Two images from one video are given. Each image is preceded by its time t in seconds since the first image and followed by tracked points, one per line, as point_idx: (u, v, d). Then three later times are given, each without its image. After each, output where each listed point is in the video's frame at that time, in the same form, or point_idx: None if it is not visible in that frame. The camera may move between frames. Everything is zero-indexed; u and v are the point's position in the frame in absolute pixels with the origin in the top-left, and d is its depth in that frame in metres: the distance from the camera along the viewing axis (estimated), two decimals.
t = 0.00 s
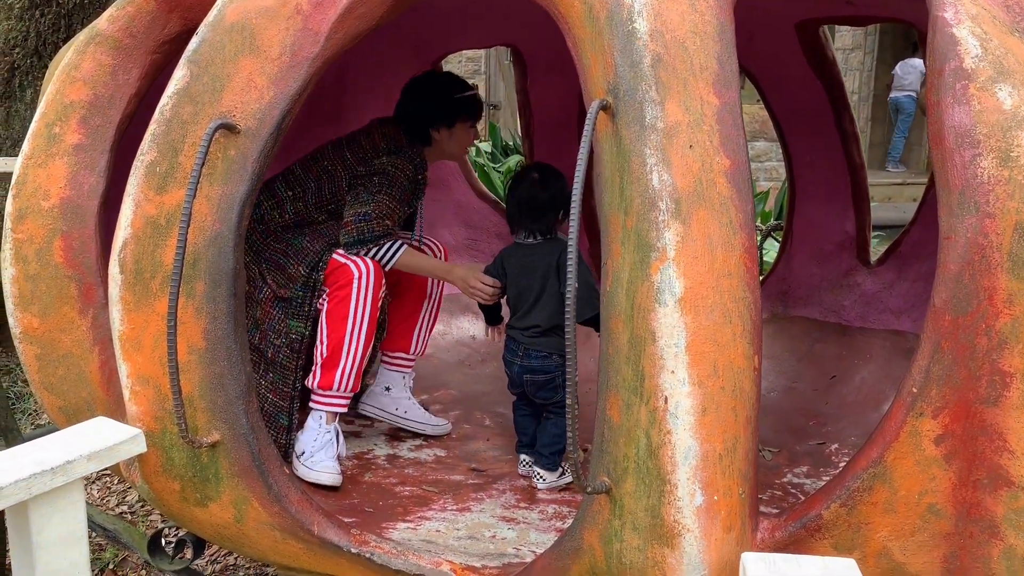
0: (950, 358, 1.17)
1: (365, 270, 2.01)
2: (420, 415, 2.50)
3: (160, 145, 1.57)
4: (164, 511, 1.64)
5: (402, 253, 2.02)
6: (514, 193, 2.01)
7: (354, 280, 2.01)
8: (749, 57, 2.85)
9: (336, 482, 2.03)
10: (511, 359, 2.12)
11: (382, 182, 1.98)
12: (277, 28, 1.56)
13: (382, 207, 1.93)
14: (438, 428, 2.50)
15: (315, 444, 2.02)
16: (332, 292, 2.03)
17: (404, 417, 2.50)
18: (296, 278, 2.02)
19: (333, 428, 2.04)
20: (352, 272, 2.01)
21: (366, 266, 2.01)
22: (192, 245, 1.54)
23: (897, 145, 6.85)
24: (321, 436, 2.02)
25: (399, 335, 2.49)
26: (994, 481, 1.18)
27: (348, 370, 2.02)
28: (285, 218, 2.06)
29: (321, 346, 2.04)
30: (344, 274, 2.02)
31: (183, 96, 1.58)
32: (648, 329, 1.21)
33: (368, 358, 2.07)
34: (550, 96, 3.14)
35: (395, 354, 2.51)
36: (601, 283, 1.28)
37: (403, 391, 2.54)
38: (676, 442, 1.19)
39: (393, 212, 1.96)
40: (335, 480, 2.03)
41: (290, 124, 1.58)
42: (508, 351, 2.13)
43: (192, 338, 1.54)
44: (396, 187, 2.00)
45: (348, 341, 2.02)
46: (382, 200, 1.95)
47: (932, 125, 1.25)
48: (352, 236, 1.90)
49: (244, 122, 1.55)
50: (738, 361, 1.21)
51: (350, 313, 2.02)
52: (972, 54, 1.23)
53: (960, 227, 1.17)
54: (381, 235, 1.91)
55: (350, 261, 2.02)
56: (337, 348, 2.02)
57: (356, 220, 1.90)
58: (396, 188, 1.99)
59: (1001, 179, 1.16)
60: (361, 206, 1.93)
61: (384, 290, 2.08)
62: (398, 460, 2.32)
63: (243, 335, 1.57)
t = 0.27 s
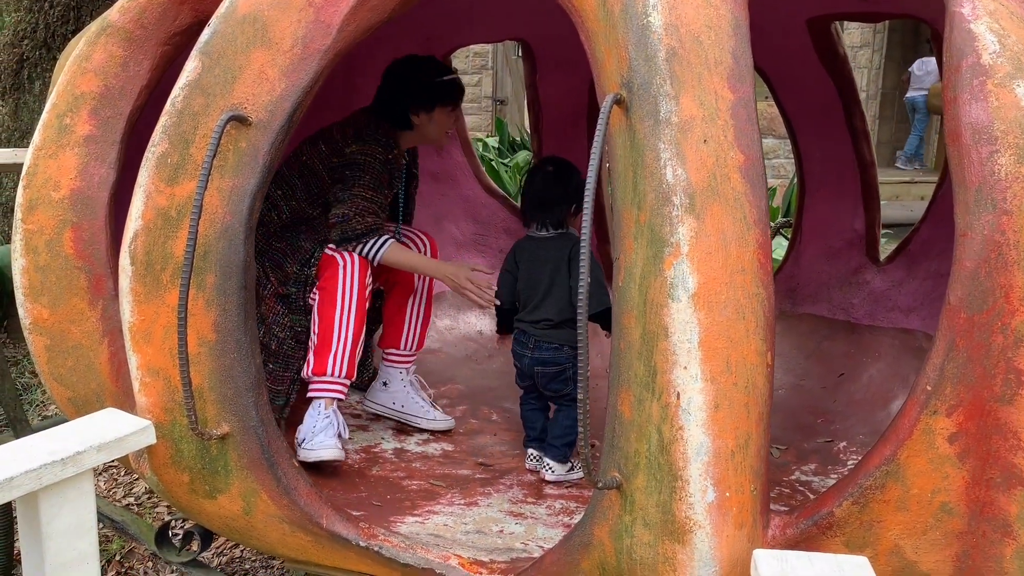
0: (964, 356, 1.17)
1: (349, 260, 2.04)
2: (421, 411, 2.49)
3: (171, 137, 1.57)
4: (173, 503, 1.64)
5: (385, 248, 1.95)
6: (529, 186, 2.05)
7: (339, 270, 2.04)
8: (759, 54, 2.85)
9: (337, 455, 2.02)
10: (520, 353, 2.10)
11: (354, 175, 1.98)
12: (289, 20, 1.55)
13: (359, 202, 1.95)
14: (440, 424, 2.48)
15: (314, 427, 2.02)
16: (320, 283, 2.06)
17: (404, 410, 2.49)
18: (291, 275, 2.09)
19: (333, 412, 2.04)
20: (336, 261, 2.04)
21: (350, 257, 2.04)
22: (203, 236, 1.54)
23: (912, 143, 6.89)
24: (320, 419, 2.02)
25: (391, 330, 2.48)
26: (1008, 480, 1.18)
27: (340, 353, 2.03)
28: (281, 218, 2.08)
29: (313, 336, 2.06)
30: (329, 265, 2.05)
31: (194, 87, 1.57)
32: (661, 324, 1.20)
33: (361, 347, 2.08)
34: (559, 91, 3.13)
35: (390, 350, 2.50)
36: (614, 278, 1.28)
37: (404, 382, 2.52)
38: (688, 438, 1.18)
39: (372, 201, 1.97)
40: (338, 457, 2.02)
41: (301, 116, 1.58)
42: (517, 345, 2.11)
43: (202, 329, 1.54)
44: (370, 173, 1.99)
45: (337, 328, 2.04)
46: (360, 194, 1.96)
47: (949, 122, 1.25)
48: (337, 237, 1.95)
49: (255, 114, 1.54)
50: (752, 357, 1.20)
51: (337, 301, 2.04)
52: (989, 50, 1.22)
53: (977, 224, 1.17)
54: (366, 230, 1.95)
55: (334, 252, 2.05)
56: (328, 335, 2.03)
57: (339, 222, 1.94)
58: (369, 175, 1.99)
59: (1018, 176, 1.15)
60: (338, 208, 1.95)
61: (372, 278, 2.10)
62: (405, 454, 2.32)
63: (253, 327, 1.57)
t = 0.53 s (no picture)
0: (977, 356, 1.16)
1: (320, 249, 2.05)
2: (421, 409, 2.48)
3: (177, 130, 1.56)
4: (177, 499, 1.64)
5: (345, 233, 2.00)
6: (548, 181, 2.04)
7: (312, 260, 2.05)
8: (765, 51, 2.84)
9: (333, 442, 1.96)
10: (541, 351, 2.07)
11: (312, 163, 2.09)
12: (296, 13, 1.54)
13: (314, 189, 2.04)
14: (440, 423, 2.47)
15: (310, 418, 1.99)
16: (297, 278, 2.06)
17: (405, 408, 2.48)
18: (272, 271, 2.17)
19: (327, 403, 2.00)
20: (308, 252, 2.05)
21: (320, 245, 2.05)
22: (209, 231, 1.53)
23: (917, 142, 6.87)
24: (316, 410, 1.99)
25: (382, 327, 2.45)
26: (1021, 481, 1.17)
27: (326, 341, 2.01)
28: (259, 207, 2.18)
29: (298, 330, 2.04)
30: (303, 258, 2.06)
31: (200, 80, 1.56)
32: (672, 323, 1.19)
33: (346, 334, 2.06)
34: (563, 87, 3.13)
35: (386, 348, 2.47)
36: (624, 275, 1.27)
37: (405, 380, 2.51)
38: (699, 437, 1.17)
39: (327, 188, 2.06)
40: (335, 444, 1.96)
41: (308, 111, 1.57)
42: (537, 344, 2.07)
43: (208, 324, 1.53)
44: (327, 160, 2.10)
45: (320, 317, 2.02)
46: (317, 181, 2.06)
47: (963, 120, 1.24)
48: (298, 226, 2.04)
49: (262, 108, 1.53)
50: (764, 356, 1.19)
51: (316, 291, 2.04)
52: (1005, 48, 1.21)
53: (992, 224, 1.16)
54: (320, 218, 2.02)
55: (305, 244, 2.06)
56: (312, 326, 2.01)
57: (298, 210, 2.03)
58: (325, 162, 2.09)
59: None
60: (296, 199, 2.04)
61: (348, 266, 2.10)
62: (408, 450, 2.32)
63: (259, 322, 1.56)
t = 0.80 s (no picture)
0: (991, 360, 1.15)
1: (315, 249, 2.06)
2: (419, 408, 2.46)
3: (175, 127, 1.53)
4: (175, 503, 1.61)
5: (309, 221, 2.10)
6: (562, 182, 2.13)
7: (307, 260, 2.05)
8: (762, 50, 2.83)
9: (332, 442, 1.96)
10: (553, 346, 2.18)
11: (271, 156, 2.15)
12: (296, 10, 1.51)
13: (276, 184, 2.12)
14: (435, 424, 2.44)
15: (308, 419, 1.98)
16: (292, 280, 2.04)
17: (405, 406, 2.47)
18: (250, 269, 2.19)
19: (323, 403, 1.98)
20: (303, 252, 2.05)
21: (315, 245, 2.06)
22: (208, 231, 1.50)
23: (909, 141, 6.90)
24: (313, 411, 1.98)
25: (376, 326, 2.43)
26: None
27: (321, 342, 1.98)
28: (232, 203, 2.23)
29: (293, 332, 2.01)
30: (298, 259, 2.06)
31: (199, 77, 1.53)
32: (684, 326, 1.18)
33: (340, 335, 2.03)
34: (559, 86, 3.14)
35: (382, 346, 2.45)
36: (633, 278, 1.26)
37: (405, 377, 2.49)
38: (711, 441, 1.16)
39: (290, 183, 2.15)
40: (334, 444, 1.96)
41: (308, 109, 1.54)
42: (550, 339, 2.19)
43: (207, 326, 1.50)
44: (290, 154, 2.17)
45: (316, 317, 1.99)
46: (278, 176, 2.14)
47: (976, 121, 1.23)
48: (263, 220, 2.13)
49: (262, 106, 1.51)
50: (776, 359, 1.18)
51: (311, 291, 2.02)
52: (1018, 50, 1.20)
53: (1006, 227, 1.15)
54: (284, 210, 2.12)
55: (299, 245, 2.07)
56: (308, 327, 1.98)
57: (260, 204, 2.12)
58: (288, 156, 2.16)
59: None
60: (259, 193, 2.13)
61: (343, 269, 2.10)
62: (405, 451, 2.30)
63: (259, 323, 1.54)
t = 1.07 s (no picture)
0: (1021, 370, 1.14)
1: (321, 256, 2.01)
2: (416, 415, 2.43)
3: (173, 132, 1.48)
4: (174, 520, 1.56)
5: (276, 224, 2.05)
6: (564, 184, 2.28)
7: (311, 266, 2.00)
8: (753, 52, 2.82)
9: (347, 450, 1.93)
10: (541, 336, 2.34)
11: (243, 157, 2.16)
12: (298, 11, 1.47)
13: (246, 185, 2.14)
14: (427, 432, 2.41)
15: (312, 432, 1.92)
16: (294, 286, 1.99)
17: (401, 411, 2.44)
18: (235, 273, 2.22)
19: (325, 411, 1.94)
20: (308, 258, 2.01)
21: (320, 251, 2.01)
22: (209, 240, 1.45)
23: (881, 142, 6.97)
24: (316, 422, 1.92)
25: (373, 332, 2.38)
26: None
27: (325, 351, 1.92)
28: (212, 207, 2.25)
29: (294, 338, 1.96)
30: (302, 265, 2.02)
31: (198, 80, 1.48)
32: (710, 336, 1.15)
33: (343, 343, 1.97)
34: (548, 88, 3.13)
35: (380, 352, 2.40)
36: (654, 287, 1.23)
37: (404, 382, 2.46)
38: (740, 454, 1.13)
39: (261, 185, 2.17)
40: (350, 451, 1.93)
41: (310, 114, 1.49)
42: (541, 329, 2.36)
43: (207, 337, 1.45)
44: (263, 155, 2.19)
45: (319, 323, 1.94)
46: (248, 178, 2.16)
47: (998, 128, 1.22)
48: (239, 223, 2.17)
49: (263, 110, 1.46)
50: (803, 370, 1.16)
51: (314, 297, 1.97)
52: None
53: None
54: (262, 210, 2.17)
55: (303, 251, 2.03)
56: (311, 330, 1.94)
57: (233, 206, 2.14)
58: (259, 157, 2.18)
59: None
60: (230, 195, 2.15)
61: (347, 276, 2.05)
62: (400, 460, 2.25)
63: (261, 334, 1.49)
